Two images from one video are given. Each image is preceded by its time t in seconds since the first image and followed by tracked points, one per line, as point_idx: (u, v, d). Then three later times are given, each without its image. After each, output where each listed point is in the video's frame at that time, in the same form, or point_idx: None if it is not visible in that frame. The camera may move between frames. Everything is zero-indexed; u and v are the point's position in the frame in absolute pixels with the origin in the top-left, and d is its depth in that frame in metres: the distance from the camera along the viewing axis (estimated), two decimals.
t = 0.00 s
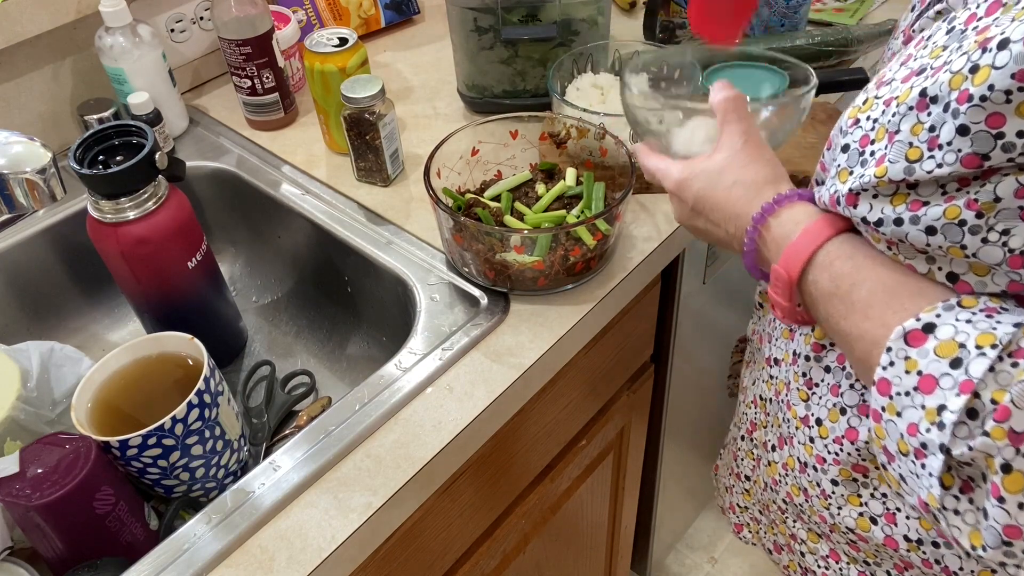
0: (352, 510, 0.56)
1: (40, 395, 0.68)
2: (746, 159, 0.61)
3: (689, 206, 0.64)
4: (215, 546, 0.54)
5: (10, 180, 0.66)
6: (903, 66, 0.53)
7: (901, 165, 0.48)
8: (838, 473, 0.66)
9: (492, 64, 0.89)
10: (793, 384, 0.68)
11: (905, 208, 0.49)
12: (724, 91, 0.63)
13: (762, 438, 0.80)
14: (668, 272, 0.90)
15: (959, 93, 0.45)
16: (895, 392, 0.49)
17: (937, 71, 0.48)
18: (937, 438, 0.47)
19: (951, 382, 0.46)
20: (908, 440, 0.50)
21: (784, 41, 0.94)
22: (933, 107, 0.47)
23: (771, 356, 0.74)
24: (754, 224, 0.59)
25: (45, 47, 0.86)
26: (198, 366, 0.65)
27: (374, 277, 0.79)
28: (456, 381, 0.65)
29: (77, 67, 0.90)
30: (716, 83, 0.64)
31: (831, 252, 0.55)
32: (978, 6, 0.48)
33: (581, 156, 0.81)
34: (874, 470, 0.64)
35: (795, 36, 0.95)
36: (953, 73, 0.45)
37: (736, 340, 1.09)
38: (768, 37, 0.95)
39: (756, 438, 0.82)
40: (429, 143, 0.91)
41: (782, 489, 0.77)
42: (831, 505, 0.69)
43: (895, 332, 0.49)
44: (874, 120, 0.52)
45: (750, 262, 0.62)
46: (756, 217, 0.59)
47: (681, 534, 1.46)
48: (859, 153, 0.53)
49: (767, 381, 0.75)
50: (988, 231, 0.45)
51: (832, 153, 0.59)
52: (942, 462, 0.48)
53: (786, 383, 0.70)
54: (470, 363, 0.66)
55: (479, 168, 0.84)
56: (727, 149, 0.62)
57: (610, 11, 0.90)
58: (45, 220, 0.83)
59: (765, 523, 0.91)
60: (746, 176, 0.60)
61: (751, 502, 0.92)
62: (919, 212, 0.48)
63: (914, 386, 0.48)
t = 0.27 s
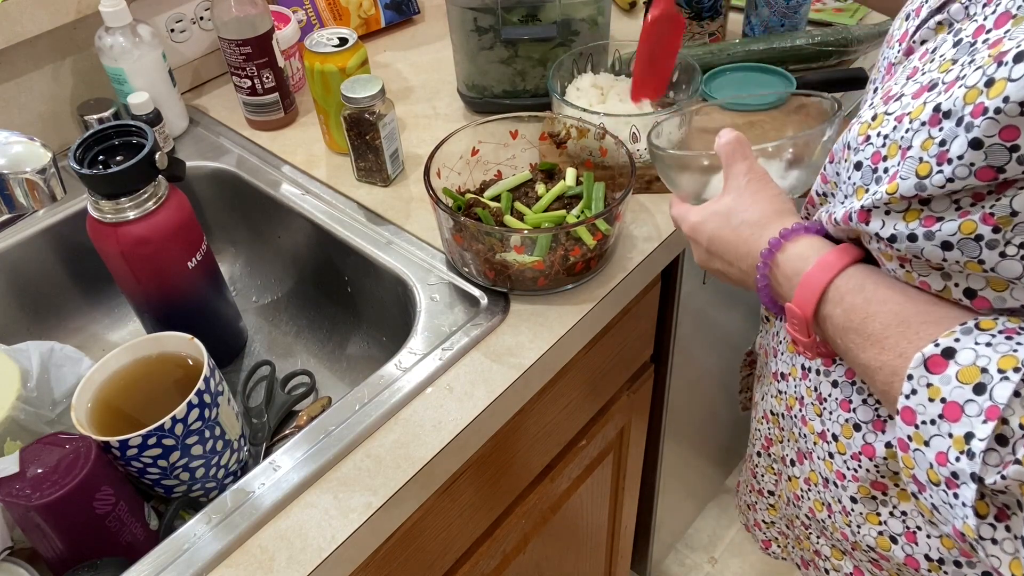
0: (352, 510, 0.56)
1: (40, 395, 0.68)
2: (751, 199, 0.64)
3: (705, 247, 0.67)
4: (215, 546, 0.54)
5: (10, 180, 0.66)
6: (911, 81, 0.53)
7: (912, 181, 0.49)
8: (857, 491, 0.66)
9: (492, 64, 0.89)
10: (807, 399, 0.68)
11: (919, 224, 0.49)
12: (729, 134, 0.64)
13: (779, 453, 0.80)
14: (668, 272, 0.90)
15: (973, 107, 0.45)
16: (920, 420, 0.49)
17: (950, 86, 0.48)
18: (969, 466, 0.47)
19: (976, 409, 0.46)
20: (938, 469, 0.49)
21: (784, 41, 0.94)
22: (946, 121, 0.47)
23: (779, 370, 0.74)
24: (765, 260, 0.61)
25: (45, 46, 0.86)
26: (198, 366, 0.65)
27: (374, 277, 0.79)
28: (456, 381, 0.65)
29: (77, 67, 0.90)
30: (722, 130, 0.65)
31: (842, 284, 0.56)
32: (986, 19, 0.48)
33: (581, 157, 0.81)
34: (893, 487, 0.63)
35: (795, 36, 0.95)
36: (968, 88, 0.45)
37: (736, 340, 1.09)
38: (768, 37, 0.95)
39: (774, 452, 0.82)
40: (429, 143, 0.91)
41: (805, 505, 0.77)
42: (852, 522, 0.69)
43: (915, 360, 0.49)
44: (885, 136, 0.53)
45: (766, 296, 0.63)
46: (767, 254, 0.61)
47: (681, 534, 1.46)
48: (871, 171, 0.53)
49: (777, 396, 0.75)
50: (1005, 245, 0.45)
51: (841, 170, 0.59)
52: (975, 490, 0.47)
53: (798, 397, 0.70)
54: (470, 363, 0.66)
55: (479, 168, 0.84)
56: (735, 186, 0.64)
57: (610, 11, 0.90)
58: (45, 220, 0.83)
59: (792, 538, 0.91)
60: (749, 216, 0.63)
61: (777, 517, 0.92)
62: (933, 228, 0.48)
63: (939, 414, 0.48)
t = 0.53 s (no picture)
0: (352, 510, 0.56)
1: (40, 395, 0.68)
2: (751, 202, 0.64)
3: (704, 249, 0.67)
4: (214, 546, 0.54)
5: (10, 180, 0.66)
6: (910, 78, 0.53)
7: (914, 177, 0.48)
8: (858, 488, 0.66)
9: (492, 64, 0.89)
10: (806, 397, 0.68)
11: (923, 219, 0.49)
12: (729, 138, 0.65)
13: (775, 453, 0.79)
14: (668, 272, 0.90)
15: (976, 103, 0.44)
16: (920, 416, 0.49)
17: (953, 83, 0.47)
18: (969, 461, 0.46)
19: (975, 403, 0.46)
20: (938, 464, 0.49)
21: (784, 41, 0.94)
22: (949, 118, 0.47)
23: (776, 368, 0.74)
24: (765, 261, 0.61)
25: (45, 46, 0.86)
26: (198, 366, 0.65)
27: (374, 277, 0.79)
28: (456, 381, 0.65)
29: (77, 67, 0.90)
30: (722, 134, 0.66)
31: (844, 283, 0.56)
32: (985, 14, 0.48)
33: (581, 156, 0.81)
34: (894, 483, 0.64)
35: (795, 36, 0.95)
36: (972, 85, 0.45)
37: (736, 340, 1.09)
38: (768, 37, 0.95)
39: (768, 452, 0.82)
40: (429, 143, 0.91)
41: (800, 504, 0.77)
42: (851, 520, 0.69)
43: (915, 356, 0.49)
44: (887, 133, 0.52)
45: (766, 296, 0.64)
46: (766, 255, 0.61)
47: (681, 533, 1.46)
48: (874, 168, 0.53)
49: (774, 394, 0.75)
50: (1009, 238, 0.45)
51: (841, 166, 0.59)
52: (976, 484, 0.47)
53: (798, 395, 0.70)
54: (470, 363, 0.66)
55: (479, 168, 0.84)
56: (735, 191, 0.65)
57: (610, 11, 0.90)
58: (45, 220, 0.83)
59: (782, 539, 0.90)
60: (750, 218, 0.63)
61: (766, 518, 0.92)
62: (937, 222, 0.49)
63: (939, 409, 0.48)
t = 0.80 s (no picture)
0: (352, 510, 0.56)
1: (40, 395, 0.68)
2: (749, 198, 0.63)
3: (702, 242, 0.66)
4: (215, 546, 0.54)
5: (10, 180, 0.66)
6: (911, 75, 0.53)
7: (917, 174, 0.48)
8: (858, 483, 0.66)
9: (492, 64, 0.89)
10: (806, 392, 0.68)
11: (925, 216, 0.49)
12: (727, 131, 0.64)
13: (774, 449, 0.79)
14: (668, 272, 0.90)
15: (980, 100, 0.45)
16: (925, 412, 0.49)
17: (956, 81, 0.48)
18: (975, 456, 0.47)
19: (981, 399, 0.46)
20: (944, 460, 0.49)
21: (784, 41, 0.95)
22: (953, 116, 0.47)
23: (774, 365, 0.74)
24: (766, 256, 0.61)
25: (45, 46, 0.86)
26: (198, 366, 0.65)
27: (374, 277, 0.79)
28: (456, 381, 0.65)
29: (77, 67, 0.90)
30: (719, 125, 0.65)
31: (844, 278, 0.56)
32: (986, 13, 0.48)
33: (581, 155, 0.81)
34: (894, 478, 0.64)
35: (795, 36, 0.95)
36: (975, 82, 0.45)
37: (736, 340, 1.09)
38: (768, 37, 0.96)
39: (767, 448, 0.82)
40: (429, 143, 0.91)
41: (801, 499, 0.77)
42: (851, 515, 0.69)
43: (920, 352, 0.49)
44: (889, 131, 0.52)
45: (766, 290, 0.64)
46: (768, 250, 0.60)
47: (681, 534, 1.46)
48: (877, 165, 0.53)
49: (773, 390, 0.75)
50: (1012, 235, 0.46)
51: (842, 164, 0.59)
52: (982, 479, 0.47)
53: (797, 391, 0.70)
54: (470, 363, 0.66)
55: (479, 168, 0.84)
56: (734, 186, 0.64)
57: (610, 11, 0.90)
58: (45, 220, 0.83)
59: (782, 534, 0.91)
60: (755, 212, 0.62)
61: (766, 512, 0.92)
62: (940, 220, 0.49)
63: (945, 405, 0.48)
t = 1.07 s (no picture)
0: (352, 510, 0.56)
1: (40, 395, 0.68)
2: (753, 193, 0.63)
3: (705, 238, 0.66)
4: (215, 546, 0.54)
5: (10, 180, 0.66)
6: (912, 71, 0.53)
7: (914, 169, 0.48)
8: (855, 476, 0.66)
9: (492, 64, 0.89)
10: (804, 387, 0.68)
11: (922, 211, 0.50)
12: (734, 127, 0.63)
13: (774, 443, 0.80)
14: (668, 272, 0.90)
15: (976, 96, 0.45)
16: (919, 407, 0.49)
17: (954, 77, 0.47)
18: (967, 449, 0.47)
19: (973, 393, 0.46)
20: (938, 454, 0.49)
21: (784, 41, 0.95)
22: (951, 111, 0.47)
23: (774, 359, 0.74)
24: (767, 250, 0.61)
25: (45, 46, 0.86)
26: (198, 366, 0.65)
27: (374, 277, 0.79)
28: (456, 381, 0.65)
29: (77, 67, 0.90)
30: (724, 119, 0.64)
31: (843, 273, 0.56)
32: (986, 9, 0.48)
33: (581, 157, 0.82)
34: (891, 471, 0.64)
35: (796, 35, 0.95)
36: (972, 78, 0.45)
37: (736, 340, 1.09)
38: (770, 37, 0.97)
39: (768, 442, 0.82)
40: (429, 143, 0.91)
41: (799, 493, 0.77)
42: (849, 508, 0.69)
43: (914, 348, 0.49)
44: (888, 126, 0.52)
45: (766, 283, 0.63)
46: (769, 244, 0.60)
47: (681, 534, 1.46)
48: (875, 161, 0.53)
49: (773, 385, 0.75)
50: (1006, 230, 0.46)
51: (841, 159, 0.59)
52: (975, 472, 0.47)
53: (795, 385, 0.70)
54: (470, 363, 0.66)
55: (479, 169, 0.84)
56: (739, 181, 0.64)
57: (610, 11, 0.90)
58: (45, 220, 0.83)
59: (784, 527, 0.90)
60: (759, 206, 0.62)
61: (769, 506, 0.91)
62: (936, 215, 0.49)
63: (938, 399, 0.48)
